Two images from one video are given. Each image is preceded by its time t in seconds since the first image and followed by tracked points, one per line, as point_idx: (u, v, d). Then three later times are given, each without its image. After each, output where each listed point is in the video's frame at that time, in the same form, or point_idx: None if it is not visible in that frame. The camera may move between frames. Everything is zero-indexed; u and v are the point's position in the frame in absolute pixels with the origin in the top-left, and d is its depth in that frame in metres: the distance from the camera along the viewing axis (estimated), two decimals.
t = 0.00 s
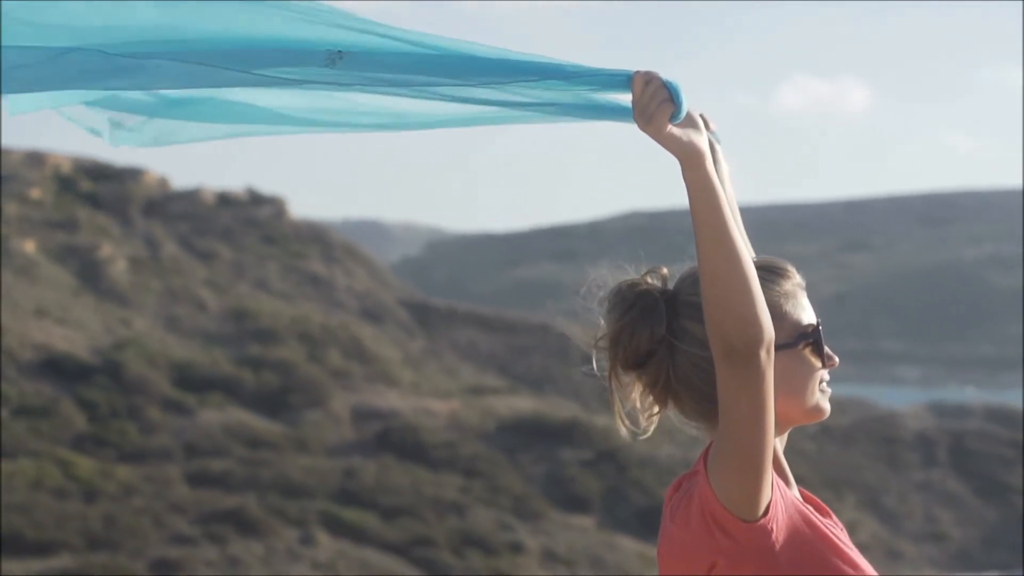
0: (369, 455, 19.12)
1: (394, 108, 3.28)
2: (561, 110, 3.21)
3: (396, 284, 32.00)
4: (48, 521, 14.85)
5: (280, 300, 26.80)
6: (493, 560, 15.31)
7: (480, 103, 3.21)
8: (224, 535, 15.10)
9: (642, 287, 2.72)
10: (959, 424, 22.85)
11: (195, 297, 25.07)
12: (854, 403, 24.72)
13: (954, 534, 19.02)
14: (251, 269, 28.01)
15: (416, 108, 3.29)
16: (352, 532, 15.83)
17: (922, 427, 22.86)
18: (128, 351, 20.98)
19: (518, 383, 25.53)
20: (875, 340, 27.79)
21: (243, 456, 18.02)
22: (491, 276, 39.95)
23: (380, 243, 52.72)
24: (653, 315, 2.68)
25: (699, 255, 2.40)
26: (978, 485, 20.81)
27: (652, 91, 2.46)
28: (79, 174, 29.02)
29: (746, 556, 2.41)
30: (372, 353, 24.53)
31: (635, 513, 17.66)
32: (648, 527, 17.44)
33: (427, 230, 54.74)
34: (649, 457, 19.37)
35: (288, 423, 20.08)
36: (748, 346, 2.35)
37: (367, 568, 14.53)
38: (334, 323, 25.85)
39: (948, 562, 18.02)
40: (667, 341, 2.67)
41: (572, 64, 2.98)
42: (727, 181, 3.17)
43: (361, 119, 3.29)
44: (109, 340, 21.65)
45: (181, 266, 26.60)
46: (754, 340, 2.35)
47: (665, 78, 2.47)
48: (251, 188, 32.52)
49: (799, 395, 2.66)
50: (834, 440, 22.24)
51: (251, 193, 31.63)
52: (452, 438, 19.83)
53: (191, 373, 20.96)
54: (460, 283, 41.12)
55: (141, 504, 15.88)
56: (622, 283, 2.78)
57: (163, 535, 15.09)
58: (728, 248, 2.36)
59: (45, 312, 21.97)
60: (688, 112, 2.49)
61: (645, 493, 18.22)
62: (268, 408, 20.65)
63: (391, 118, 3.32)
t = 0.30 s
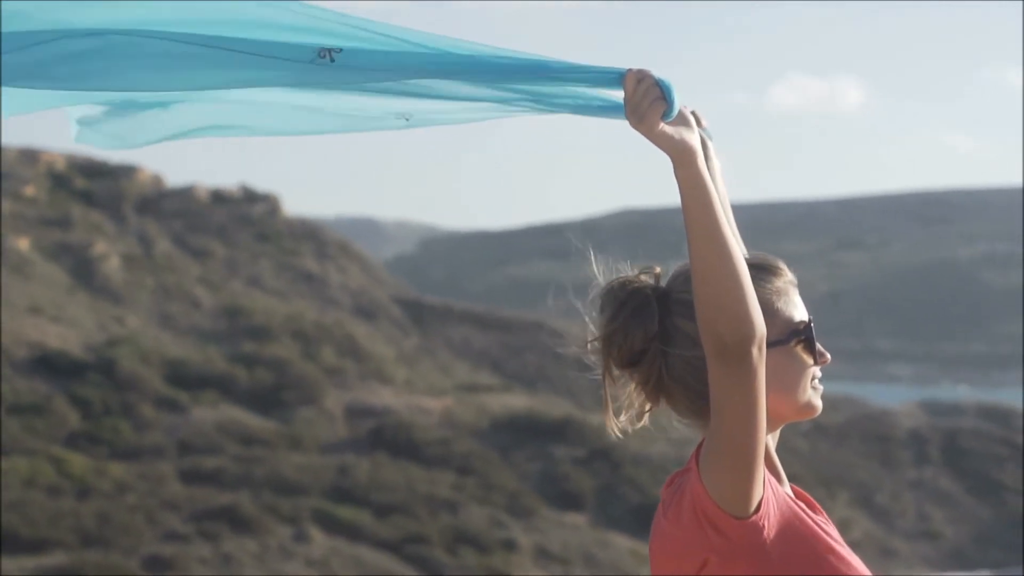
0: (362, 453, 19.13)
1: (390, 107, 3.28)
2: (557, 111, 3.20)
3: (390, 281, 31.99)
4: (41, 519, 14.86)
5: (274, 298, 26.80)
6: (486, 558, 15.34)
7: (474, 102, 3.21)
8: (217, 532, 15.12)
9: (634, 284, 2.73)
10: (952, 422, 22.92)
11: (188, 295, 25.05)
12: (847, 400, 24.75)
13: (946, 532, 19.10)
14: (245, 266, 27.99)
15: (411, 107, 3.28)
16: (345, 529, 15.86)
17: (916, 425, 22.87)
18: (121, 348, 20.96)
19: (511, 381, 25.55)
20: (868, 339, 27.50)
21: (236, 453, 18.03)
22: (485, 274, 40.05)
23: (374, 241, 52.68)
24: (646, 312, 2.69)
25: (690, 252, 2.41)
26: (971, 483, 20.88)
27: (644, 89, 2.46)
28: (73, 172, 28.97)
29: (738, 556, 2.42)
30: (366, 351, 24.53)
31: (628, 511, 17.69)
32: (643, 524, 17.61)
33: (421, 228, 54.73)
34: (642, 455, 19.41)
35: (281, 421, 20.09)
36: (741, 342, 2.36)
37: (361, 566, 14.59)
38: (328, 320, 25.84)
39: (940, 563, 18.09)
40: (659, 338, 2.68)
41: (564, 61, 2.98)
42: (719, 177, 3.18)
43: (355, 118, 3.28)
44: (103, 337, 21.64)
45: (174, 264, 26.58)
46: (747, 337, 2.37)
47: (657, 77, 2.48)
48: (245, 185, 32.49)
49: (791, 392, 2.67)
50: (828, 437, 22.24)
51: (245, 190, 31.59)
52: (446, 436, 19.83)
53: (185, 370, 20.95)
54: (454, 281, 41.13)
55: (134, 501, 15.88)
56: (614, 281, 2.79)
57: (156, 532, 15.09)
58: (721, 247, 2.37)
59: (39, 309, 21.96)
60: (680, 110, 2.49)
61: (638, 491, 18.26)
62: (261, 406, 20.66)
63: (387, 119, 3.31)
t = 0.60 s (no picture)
0: (356, 446, 19.13)
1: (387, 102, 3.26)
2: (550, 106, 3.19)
3: (383, 274, 31.99)
4: (35, 512, 14.85)
5: (267, 291, 26.77)
6: (480, 552, 15.37)
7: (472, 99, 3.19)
8: (211, 525, 15.12)
9: (626, 277, 2.73)
10: (945, 415, 23.03)
11: (182, 288, 25.02)
12: (841, 392, 24.78)
13: (939, 525, 19.19)
14: (238, 259, 27.96)
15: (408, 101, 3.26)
16: (339, 523, 15.87)
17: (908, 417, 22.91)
18: (115, 341, 20.93)
19: (505, 374, 25.56)
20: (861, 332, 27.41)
21: (230, 446, 18.02)
22: (479, 267, 40.16)
23: (366, 233, 52.62)
24: (638, 304, 2.68)
25: (682, 245, 2.40)
26: (963, 476, 20.98)
27: (635, 82, 2.46)
28: (65, 165, 28.88)
29: (731, 548, 2.42)
30: (359, 343, 24.53)
31: (622, 505, 17.74)
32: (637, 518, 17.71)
33: (415, 220, 54.65)
34: (635, 448, 19.45)
35: (275, 414, 20.08)
36: (732, 335, 2.36)
37: (357, 562, 14.65)
38: (321, 313, 25.83)
39: (933, 557, 18.17)
40: (653, 330, 2.67)
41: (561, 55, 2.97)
42: (711, 172, 3.18)
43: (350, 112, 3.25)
44: (96, 330, 21.60)
45: (168, 257, 26.54)
46: (738, 330, 2.36)
47: (648, 69, 2.48)
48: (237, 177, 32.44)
49: (782, 385, 2.66)
50: (821, 430, 22.18)
51: (238, 183, 31.54)
52: (440, 429, 19.83)
53: (178, 364, 20.92)
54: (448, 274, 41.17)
55: (127, 494, 15.87)
56: (607, 273, 2.78)
57: (150, 526, 15.09)
58: (712, 239, 2.37)
59: (32, 302, 21.91)
60: (671, 103, 2.49)
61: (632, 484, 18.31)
62: (254, 399, 20.65)
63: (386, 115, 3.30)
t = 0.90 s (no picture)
0: (350, 441, 19.11)
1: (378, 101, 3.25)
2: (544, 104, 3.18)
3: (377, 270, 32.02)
4: (29, 507, 14.84)
5: (261, 286, 26.76)
6: (475, 547, 15.38)
7: (463, 97, 3.17)
8: (206, 520, 15.13)
9: (620, 273, 2.73)
10: (938, 411, 23.10)
11: (176, 283, 24.99)
12: (835, 388, 24.82)
13: (932, 520, 19.22)
14: (232, 255, 27.94)
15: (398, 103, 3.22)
16: (333, 518, 15.88)
17: (902, 414, 22.95)
18: (109, 337, 20.90)
19: (499, 370, 25.58)
20: (856, 328, 28.38)
21: (224, 441, 18.01)
22: (474, 263, 40.28)
23: (361, 230, 52.60)
24: (632, 300, 2.68)
25: (675, 239, 2.40)
26: (956, 472, 21.03)
27: (627, 78, 2.46)
28: (60, 160, 28.85)
29: (724, 543, 2.42)
30: (354, 339, 24.52)
31: (616, 501, 17.78)
32: (630, 513, 17.75)
33: (409, 216, 54.62)
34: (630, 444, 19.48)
35: (269, 409, 20.07)
36: (724, 330, 2.36)
37: (351, 559, 14.69)
38: (315, 308, 25.83)
39: (926, 552, 18.21)
40: (647, 325, 2.67)
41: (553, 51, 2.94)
42: (705, 166, 3.18)
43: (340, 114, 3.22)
44: (90, 326, 21.57)
45: (162, 252, 26.52)
46: (730, 326, 2.36)
47: (640, 65, 2.48)
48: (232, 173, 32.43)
49: (776, 379, 2.66)
50: (814, 425, 21.97)
51: (232, 178, 31.50)
52: (434, 425, 19.82)
53: (172, 359, 20.91)
54: (443, 271, 41.22)
55: (121, 489, 15.86)
56: (600, 268, 2.78)
57: (143, 520, 15.07)
58: (704, 233, 2.37)
59: (26, 297, 21.88)
60: (664, 99, 2.49)
61: (626, 480, 18.34)
62: (249, 394, 20.64)
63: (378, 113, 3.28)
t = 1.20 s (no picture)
0: (345, 439, 19.09)
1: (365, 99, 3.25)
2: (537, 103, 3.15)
3: (372, 268, 32.01)
4: (23, 506, 14.84)
5: (256, 284, 26.75)
6: (470, 545, 15.38)
7: (454, 97, 3.18)
8: (200, 519, 15.13)
9: (615, 270, 2.72)
10: (932, 409, 23.15)
11: (170, 281, 24.97)
12: (829, 385, 24.82)
13: (927, 517, 19.27)
14: (227, 253, 27.90)
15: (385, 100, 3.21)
16: (327, 516, 15.88)
17: (896, 411, 23.00)
18: (103, 335, 20.87)
19: (494, 368, 25.59)
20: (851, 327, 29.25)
21: (218, 440, 17.99)
22: (469, 261, 40.36)
23: (355, 229, 52.55)
24: (626, 296, 2.68)
25: (667, 238, 2.40)
26: (950, 471, 21.07)
27: (620, 75, 2.46)
28: (54, 158, 28.78)
29: (716, 542, 2.42)
30: (348, 337, 24.51)
31: (610, 500, 17.80)
32: (625, 511, 17.78)
33: (404, 215, 54.62)
34: (625, 442, 19.50)
35: (263, 407, 20.06)
36: (717, 328, 2.36)
37: (346, 557, 14.70)
38: (309, 307, 25.82)
39: (921, 550, 18.24)
40: (640, 323, 2.68)
41: (544, 48, 2.97)
42: (698, 164, 3.19)
43: (327, 108, 3.23)
44: (84, 324, 21.54)
45: (157, 250, 26.48)
46: (723, 323, 2.36)
47: (634, 63, 2.48)
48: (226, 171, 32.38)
49: (769, 378, 2.66)
50: (809, 424, 22.02)
51: (226, 177, 31.45)
52: (429, 423, 19.82)
53: (167, 357, 20.88)
54: (437, 268, 41.24)
55: (116, 488, 15.83)
56: (595, 265, 2.78)
57: (138, 519, 15.05)
58: (698, 232, 2.37)
59: (20, 296, 21.85)
60: (656, 98, 2.49)
61: (620, 478, 18.36)
62: (243, 393, 20.61)
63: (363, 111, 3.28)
